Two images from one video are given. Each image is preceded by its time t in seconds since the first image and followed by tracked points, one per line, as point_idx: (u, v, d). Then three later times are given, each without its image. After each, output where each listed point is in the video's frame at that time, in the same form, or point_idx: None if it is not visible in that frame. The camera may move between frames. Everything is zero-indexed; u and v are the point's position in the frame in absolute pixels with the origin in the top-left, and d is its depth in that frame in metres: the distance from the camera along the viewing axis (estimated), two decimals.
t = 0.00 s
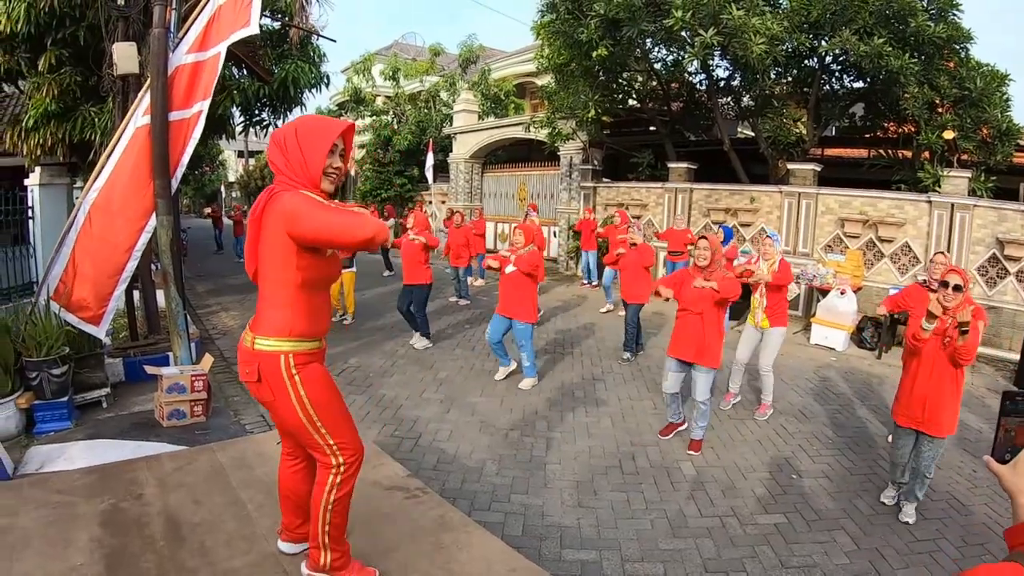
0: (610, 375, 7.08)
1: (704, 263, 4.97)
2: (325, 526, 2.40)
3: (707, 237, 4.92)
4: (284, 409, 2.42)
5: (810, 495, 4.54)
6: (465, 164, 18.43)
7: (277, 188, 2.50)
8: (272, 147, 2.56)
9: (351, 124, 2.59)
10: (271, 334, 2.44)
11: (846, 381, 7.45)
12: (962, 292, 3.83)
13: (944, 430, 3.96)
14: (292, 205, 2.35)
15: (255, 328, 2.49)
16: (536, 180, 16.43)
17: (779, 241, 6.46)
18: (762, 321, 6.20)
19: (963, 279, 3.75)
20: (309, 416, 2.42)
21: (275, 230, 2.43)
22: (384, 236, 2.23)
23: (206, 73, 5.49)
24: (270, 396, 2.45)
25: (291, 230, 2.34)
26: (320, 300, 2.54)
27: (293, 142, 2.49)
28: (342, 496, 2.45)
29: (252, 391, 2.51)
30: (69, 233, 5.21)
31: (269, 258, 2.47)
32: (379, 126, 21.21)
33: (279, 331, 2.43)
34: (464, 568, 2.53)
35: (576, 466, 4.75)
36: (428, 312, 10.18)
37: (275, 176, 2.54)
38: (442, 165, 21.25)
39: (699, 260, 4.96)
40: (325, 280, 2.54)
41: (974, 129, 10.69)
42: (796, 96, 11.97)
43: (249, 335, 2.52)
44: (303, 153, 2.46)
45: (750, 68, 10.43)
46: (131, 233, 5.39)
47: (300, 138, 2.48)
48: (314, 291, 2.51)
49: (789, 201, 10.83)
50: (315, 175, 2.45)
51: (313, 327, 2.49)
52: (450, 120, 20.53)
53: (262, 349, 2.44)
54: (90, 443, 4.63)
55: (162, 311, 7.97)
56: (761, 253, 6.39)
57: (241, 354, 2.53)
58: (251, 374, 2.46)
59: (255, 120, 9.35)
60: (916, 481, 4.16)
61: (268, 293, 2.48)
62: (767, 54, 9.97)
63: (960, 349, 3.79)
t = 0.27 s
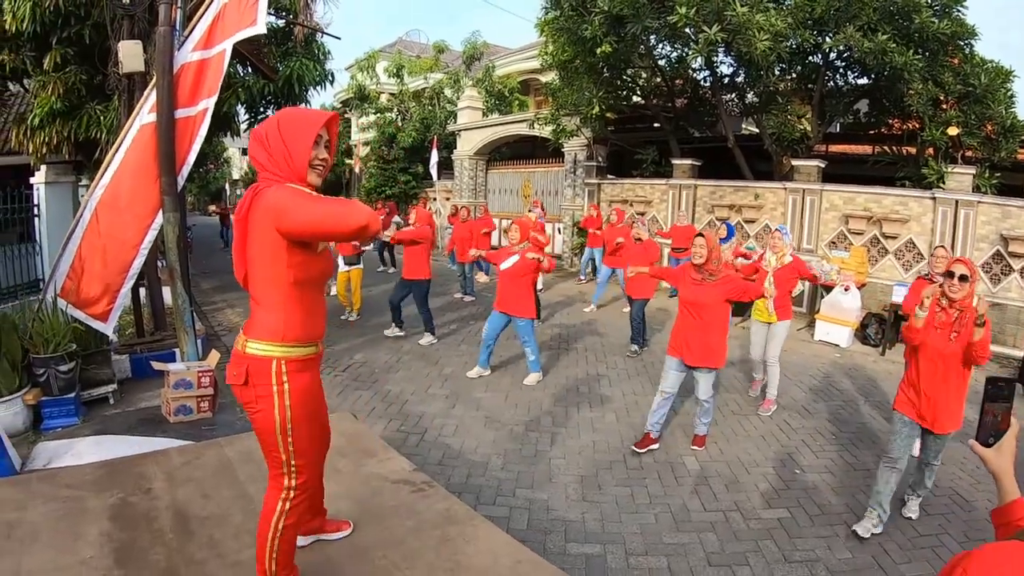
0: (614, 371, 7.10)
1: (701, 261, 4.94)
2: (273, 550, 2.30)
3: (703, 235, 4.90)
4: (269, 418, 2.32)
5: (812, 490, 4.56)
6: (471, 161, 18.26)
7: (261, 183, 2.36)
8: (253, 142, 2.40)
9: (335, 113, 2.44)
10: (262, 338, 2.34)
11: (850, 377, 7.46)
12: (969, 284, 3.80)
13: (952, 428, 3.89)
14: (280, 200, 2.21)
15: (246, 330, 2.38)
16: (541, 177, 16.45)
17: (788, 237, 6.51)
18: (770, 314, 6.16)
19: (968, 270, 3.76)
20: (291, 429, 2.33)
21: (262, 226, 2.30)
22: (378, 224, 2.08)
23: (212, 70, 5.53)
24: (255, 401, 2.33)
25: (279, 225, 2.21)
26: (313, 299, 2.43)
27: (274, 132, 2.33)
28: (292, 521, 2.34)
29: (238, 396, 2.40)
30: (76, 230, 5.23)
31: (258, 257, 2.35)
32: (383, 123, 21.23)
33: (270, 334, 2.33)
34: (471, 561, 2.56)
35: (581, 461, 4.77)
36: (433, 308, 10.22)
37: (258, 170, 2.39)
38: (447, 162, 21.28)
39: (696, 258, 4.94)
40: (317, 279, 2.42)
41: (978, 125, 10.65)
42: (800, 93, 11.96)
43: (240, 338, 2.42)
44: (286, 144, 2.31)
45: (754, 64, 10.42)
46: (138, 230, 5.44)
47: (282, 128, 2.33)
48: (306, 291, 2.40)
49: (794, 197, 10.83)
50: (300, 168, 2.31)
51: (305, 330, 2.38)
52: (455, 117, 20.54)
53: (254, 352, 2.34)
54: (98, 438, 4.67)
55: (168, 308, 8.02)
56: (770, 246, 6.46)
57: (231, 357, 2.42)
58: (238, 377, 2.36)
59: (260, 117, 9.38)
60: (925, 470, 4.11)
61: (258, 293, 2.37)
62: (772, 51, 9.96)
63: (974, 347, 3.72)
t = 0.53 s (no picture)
0: (619, 367, 7.12)
1: (699, 257, 4.93)
2: (277, 557, 2.28)
3: (700, 230, 4.89)
4: (260, 428, 2.26)
5: (816, 485, 4.57)
6: (476, 157, 18.44)
7: (253, 177, 2.29)
8: (243, 133, 2.33)
9: (331, 103, 2.39)
10: (252, 343, 2.27)
11: (856, 374, 7.47)
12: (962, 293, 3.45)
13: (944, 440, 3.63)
14: (274, 194, 2.15)
15: (233, 335, 2.31)
16: (547, 174, 16.46)
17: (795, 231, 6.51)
18: (776, 307, 6.23)
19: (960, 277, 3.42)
20: (283, 439, 2.28)
21: (254, 223, 2.23)
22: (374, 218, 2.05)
23: (219, 67, 5.55)
24: (244, 410, 2.26)
25: (274, 221, 2.15)
26: (305, 300, 2.38)
27: (268, 123, 2.27)
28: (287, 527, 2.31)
29: (222, 404, 2.31)
30: (84, 226, 5.25)
31: (248, 256, 2.28)
32: (389, 120, 21.24)
33: (261, 339, 2.27)
34: (477, 553, 2.59)
35: (586, 456, 4.79)
36: (440, 305, 10.25)
37: (249, 164, 2.33)
38: (453, 158, 21.29)
39: (694, 254, 4.94)
40: (310, 280, 2.37)
41: (984, 123, 10.53)
42: (806, 90, 11.94)
43: (225, 343, 2.33)
44: (282, 134, 2.25)
45: (759, 61, 10.40)
46: (145, 226, 5.47)
47: (277, 118, 2.27)
48: (298, 292, 2.34)
49: (799, 194, 10.81)
50: (297, 160, 2.25)
51: (296, 335, 2.32)
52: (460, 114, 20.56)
53: (243, 359, 2.26)
54: (107, 433, 4.71)
55: (175, 304, 8.07)
56: (777, 242, 6.46)
57: (215, 363, 2.34)
58: (225, 385, 2.27)
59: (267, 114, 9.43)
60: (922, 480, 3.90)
61: (248, 295, 2.30)
62: (778, 48, 9.94)
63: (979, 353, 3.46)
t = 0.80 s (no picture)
0: (625, 365, 7.12)
1: (714, 261, 4.95)
2: (286, 551, 2.29)
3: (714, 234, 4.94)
4: (271, 427, 2.26)
5: (822, 483, 4.57)
6: (482, 156, 18.46)
7: (258, 173, 2.29)
8: (242, 126, 2.31)
9: (335, 96, 2.39)
10: (261, 342, 2.27)
11: (862, 373, 7.46)
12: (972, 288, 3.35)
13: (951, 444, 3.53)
14: (280, 193, 2.14)
15: (242, 334, 2.31)
16: (553, 172, 16.46)
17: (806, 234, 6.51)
18: (789, 309, 6.30)
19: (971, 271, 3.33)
20: (295, 437, 2.29)
21: (260, 221, 2.23)
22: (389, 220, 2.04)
23: (227, 65, 5.56)
24: (255, 409, 2.27)
25: (281, 220, 2.15)
26: (313, 298, 2.38)
27: (270, 117, 2.26)
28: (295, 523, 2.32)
29: (233, 403, 2.32)
30: (91, 223, 5.30)
31: (254, 254, 2.27)
32: (395, 118, 21.27)
33: (270, 338, 2.26)
34: (484, 548, 2.60)
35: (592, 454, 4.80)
36: (446, 302, 10.27)
37: (252, 159, 2.32)
38: (459, 156, 21.30)
39: (710, 257, 4.95)
40: (317, 278, 2.37)
41: (991, 122, 10.50)
42: (813, 88, 11.91)
43: (234, 342, 2.34)
44: (287, 130, 2.25)
45: (766, 59, 10.38)
46: (152, 223, 5.49)
47: (280, 112, 2.27)
48: (306, 290, 2.33)
49: (806, 192, 10.78)
50: (304, 154, 2.26)
51: (305, 333, 2.32)
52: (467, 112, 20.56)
53: (253, 358, 2.27)
54: (114, 428, 4.73)
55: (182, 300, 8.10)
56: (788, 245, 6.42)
57: (225, 363, 2.34)
58: (236, 385, 2.28)
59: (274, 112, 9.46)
60: (918, 507, 3.67)
61: (256, 294, 2.30)
62: (784, 46, 9.92)
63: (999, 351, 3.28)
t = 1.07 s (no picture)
0: (632, 366, 7.12)
1: (732, 256, 4.93)
2: (298, 551, 2.30)
3: (734, 230, 4.90)
4: (288, 431, 2.28)
5: (828, 485, 4.56)
6: (488, 156, 18.48)
7: (270, 177, 2.29)
8: (252, 127, 2.30)
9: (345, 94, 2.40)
10: (277, 347, 2.28)
11: (869, 375, 7.44)
12: (982, 283, 3.41)
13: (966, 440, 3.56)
14: (296, 199, 2.15)
15: (256, 339, 2.32)
16: (559, 173, 16.47)
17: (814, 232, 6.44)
18: (799, 307, 6.27)
19: (981, 266, 3.36)
20: (312, 439, 2.31)
21: (275, 226, 2.22)
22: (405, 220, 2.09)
23: (234, 66, 5.59)
24: (272, 413, 2.28)
25: (298, 226, 2.15)
26: (328, 302, 2.39)
27: (283, 120, 2.26)
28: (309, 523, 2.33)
29: (248, 407, 2.32)
30: (99, 224, 5.34)
31: (268, 259, 2.27)
32: (401, 118, 21.30)
33: (285, 343, 2.27)
34: (492, 549, 2.60)
35: (599, 455, 4.79)
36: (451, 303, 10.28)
37: (264, 162, 2.32)
38: (465, 157, 21.32)
39: (727, 253, 4.92)
40: (330, 281, 2.38)
41: (996, 124, 10.42)
42: (819, 90, 11.90)
43: (248, 347, 2.34)
44: (303, 134, 2.26)
45: (772, 61, 10.37)
46: (159, 223, 5.50)
47: (294, 115, 2.27)
48: (320, 294, 2.35)
49: (812, 194, 10.76)
50: (319, 156, 2.28)
51: (320, 336, 2.33)
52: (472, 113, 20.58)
53: (269, 363, 2.27)
54: (122, 428, 4.74)
55: (189, 300, 8.12)
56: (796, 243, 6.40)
57: (239, 368, 2.35)
58: (253, 390, 2.29)
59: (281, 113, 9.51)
60: (929, 494, 3.60)
61: (270, 299, 2.31)
62: (790, 48, 9.90)
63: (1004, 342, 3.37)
